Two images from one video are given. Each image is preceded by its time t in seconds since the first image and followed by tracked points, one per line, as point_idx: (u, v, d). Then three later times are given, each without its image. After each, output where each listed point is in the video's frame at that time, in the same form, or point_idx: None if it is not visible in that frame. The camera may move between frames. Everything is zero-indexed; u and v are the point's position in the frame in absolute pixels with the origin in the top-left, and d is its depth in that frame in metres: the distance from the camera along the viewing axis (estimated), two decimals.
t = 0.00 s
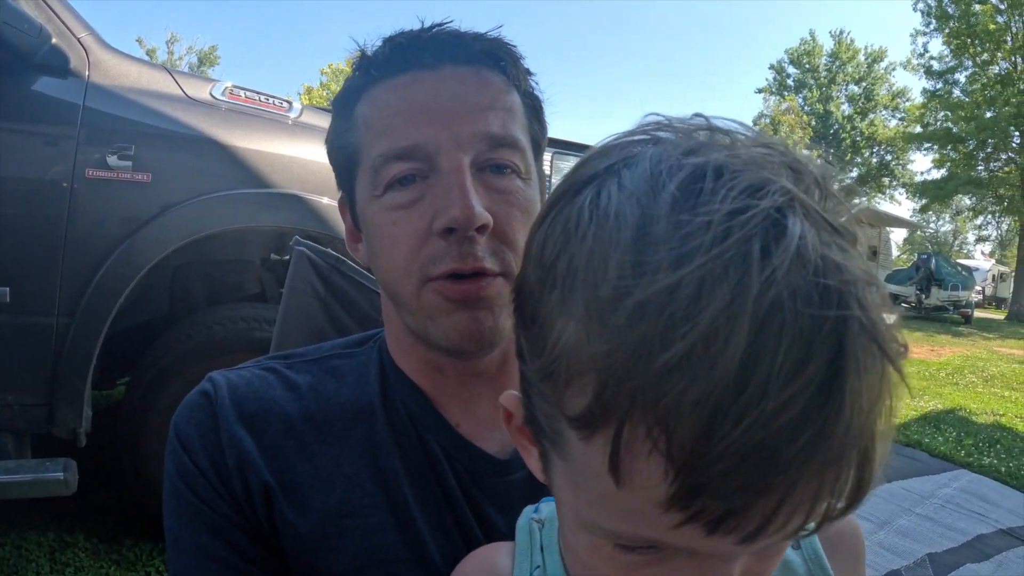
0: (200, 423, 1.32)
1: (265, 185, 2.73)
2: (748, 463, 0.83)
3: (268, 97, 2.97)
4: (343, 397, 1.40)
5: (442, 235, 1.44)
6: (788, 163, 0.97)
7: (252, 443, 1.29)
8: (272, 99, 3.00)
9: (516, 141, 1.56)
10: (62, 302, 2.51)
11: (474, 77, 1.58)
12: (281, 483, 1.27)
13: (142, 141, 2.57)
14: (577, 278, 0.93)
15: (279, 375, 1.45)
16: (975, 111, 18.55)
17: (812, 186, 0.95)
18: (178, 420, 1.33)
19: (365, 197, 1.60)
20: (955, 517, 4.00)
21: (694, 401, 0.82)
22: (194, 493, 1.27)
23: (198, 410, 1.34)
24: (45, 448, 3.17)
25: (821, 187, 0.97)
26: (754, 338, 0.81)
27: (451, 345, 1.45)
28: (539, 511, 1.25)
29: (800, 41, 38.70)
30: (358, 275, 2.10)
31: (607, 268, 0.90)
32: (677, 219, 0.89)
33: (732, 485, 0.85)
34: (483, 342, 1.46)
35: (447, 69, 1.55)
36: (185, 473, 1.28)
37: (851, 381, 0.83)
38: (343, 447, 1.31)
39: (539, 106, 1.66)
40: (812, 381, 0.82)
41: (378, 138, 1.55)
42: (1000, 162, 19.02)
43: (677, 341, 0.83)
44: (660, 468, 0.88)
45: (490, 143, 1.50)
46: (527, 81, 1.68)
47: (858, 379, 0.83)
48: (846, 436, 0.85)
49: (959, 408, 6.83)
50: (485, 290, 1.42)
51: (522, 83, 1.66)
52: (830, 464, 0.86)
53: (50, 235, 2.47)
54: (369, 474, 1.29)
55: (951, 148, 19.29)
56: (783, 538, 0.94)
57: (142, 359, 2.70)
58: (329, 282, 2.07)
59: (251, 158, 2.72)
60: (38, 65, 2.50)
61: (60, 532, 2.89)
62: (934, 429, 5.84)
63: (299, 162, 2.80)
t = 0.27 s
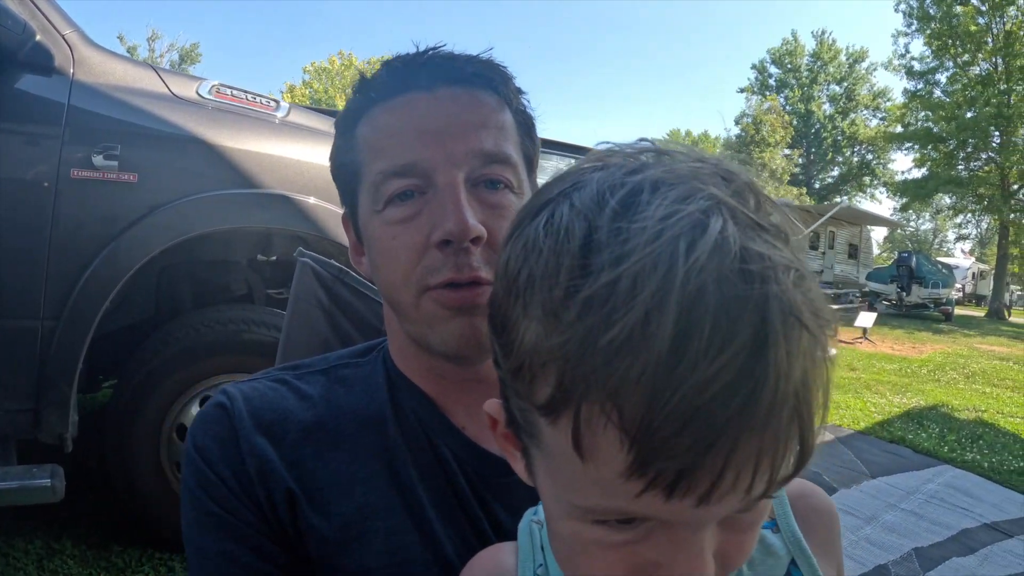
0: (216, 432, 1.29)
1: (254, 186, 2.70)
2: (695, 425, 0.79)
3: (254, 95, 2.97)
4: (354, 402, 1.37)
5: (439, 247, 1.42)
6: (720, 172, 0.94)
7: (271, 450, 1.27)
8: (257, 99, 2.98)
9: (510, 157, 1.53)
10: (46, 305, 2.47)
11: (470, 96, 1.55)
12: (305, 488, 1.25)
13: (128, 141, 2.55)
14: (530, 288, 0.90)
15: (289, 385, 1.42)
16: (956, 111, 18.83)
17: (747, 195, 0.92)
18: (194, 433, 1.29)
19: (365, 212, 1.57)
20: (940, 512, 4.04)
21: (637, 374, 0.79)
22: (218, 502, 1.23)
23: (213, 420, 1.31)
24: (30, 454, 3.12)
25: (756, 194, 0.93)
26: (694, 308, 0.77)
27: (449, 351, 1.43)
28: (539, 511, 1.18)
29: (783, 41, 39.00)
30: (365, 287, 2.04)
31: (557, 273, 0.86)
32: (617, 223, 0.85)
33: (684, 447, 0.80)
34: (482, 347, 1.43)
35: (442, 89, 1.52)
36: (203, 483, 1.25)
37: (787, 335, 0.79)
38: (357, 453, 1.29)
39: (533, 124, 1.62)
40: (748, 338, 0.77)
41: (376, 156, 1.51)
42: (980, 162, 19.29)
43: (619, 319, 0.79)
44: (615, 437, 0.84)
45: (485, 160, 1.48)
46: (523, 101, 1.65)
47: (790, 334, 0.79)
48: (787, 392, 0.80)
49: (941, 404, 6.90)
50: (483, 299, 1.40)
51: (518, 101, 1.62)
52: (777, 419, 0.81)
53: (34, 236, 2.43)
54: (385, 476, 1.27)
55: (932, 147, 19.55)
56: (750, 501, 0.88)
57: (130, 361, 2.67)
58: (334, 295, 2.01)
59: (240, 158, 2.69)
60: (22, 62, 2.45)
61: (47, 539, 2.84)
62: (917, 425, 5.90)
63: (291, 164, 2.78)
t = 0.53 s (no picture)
0: (227, 439, 1.26)
1: (240, 186, 2.68)
2: (665, 383, 0.80)
3: (240, 95, 2.94)
4: (361, 405, 1.36)
5: (441, 245, 1.42)
6: (686, 180, 0.98)
7: (285, 454, 1.25)
8: (245, 98, 2.94)
9: (509, 161, 1.55)
10: (31, 309, 2.43)
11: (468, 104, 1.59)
12: (318, 491, 1.23)
13: (114, 141, 2.51)
14: (519, 284, 0.92)
15: (294, 389, 1.40)
16: (936, 111, 19.16)
17: (711, 198, 0.95)
18: (202, 440, 1.27)
19: (368, 215, 1.58)
20: (922, 505, 4.08)
21: (610, 343, 0.81)
22: (232, 508, 1.22)
23: (223, 427, 1.28)
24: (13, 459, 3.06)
25: (731, 204, 0.96)
26: (664, 283, 0.80)
27: (451, 351, 1.42)
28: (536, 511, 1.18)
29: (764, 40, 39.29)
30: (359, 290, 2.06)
31: (539, 268, 0.89)
32: (593, 222, 0.88)
33: (656, 405, 0.81)
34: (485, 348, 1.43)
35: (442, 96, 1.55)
36: (218, 490, 1.23)
37: (745, 302, 0.81)
38: (368, 456, 1.28)
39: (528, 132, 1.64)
40: (711, 300, 0.80)
41: (378, 160, 1.52)
42: (959, 160, 19.58)
43: (595, 295, 0.82)
44: (592, 402, 0.84)
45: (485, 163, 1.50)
46: (519, 111, 1.69)
47: (747, 301, 0.82)
48: (750, 352, 0.82)
49: (921, 400, 7.00)
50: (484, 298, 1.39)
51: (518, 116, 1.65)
52: (740, 379, 0.82)
53: (19, 237, 2.39)
54: (390, 478, 1.26)
55: (911, 146, 19.83)
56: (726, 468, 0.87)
57: (117, 363, 2.64)
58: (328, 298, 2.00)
59: (227, 160, 2.67)
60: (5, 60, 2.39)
61: (33, 544, 2.80)
62: (897, 420, 5.98)
63: (277, 165, 2.76)
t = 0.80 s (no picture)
0: (238, 465, 1.24)
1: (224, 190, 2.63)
2: (734, 405, 0.84)
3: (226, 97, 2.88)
4: (372, 423, 1.35)
5: (454, 261, 1.45)
6: (731, 206, 1.01)
7: (302, 479, 1.23)
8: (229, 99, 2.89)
9: (521, 169, 1.59)
10: (16, 315, 2.39)
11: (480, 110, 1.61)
12: (336, 514, 1.22)
13: (98, 144, 2.48)
14: (580, 306, 0.95)
15: (303, 408, 1.39)
16: (912, 110, 19.50)
17: (758, 222, 0.99)
18: (212, 466, 1.25)
19: (374, 227, 1.59)
20: (904, 501, 4.10)
21: (683, 368, 0.84)
22: (247, 536, 1.20)
23: (234, 454, 1.26)
24: None
25: (766, 223, 1.00)
26: (734, 309, 0.84)
27: (463, 368, 1.45)
28: (557, 531, 1.21)
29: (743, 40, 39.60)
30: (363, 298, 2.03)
31: (603, 291, 0.92)
32: (654, 244, 0.92)
33: (726, 426, 0.85)
34: (496, 364, 1.47)
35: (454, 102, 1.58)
36: (235, 521, 1.21)
37: (807, 327, 0.86)
38: (386, 475, 1.27)
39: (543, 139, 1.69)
40: (779, 326, 0.84)
41: (388, 170, 1.54)
42: (935, 159, 19.89)
43: (668, 321, 0.85)
44: (661, 423, 0.88)
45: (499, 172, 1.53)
46: (530, 115, 1.71)
47: (810, 325, 0.87)
48: (812, 375, 0.87)
49: (900, 396, 7.10)
50: (497, 315, 1.44)
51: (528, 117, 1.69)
52: (803, 401, 0.87)
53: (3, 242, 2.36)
54: (408, 496, 1.26)
55: (888, 146, 20.10)
56: (778, 483, 0.93)
57: (103, 370, 2.60)
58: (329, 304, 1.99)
59: (212, 162, 2.63)
60: None
61: (21, 555, 2.74)
62: (878, 416, 6.06)
63: (267, 168, 2.75)
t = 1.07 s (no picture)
0: (276, 472, 1.26)
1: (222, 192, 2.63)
2: (786, 381, 0.97)
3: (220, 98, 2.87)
4: (402, 423, 1.38)
5: (495, 264, 1.47)
6: (781, 222, 1.17)
7: (341, 481, 1.26)
8: (221, 99, 2.89)
9: (556, 173, 1.64)
10: (13, 318, 2.39)
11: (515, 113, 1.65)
12: (379, 514, 1.26)
13: (94, 146, 2.48)
14: (654, 298, 1.09)
15: (333, 410, 1.41)
16: (891, 109, 19.82)
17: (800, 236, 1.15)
18: (249, 474, 1.27)
19: (408, 228, 1.60)
20: (886, 492, 4.07)
21: (743, 349, 0.98)
22: (291, 541, 1.23)
23: (270, 459, 1.28)
24: None
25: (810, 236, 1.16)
26: (786, 300, 0.98)
27: (499, 368, 1.47)
28: (598, 515, 1.30)
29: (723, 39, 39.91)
30: (374, 291, 2.07)
31: (673, 286, 1.06)
32: (717, 249, 1.07)
33: (779, 399, 0.98)
34: (532, 364, 1.49)
35: (492, 105, 1.61)
36: (278, 527, 1.23)
37: (847, 318, 1.01)
38: (421, 474, 1.31)
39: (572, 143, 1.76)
40: (823, 316, 0.99)
41: (426, 172, 1.56)
42: (914, 157, 20.16)
43: (730, 310, 1.00)
44: (723, 397, 1.00)
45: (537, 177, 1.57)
46: (560, 117, 1.76)
47: (849, 318, 1.01)
48: (852, 362, 1.01)
49: (881, 390, 7.22)
50: (533, 316, 1.47)
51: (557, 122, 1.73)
52: (844, 383, 1.01)
53: None
54: (445, 496, 1.30)
55: (867, 143, 20.39)
56: (818, 458, 1.04)
57: (101, 371, 2.59)
58: (344, 302, 2.03)
59: (207, 163, 2.63)
60: None
61: (18, 559, 2.73)
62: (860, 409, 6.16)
63: (263, 167, 2.74)
